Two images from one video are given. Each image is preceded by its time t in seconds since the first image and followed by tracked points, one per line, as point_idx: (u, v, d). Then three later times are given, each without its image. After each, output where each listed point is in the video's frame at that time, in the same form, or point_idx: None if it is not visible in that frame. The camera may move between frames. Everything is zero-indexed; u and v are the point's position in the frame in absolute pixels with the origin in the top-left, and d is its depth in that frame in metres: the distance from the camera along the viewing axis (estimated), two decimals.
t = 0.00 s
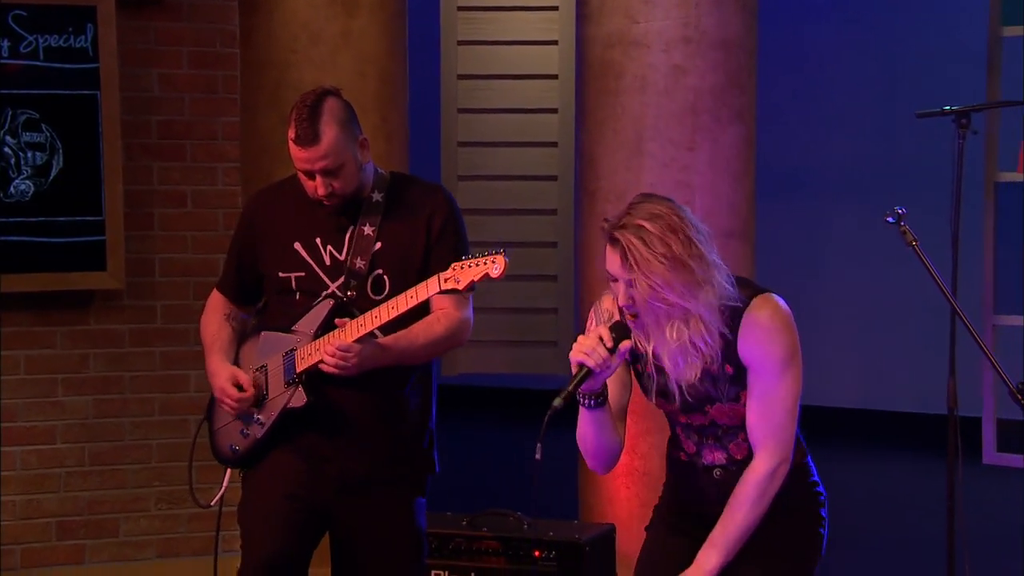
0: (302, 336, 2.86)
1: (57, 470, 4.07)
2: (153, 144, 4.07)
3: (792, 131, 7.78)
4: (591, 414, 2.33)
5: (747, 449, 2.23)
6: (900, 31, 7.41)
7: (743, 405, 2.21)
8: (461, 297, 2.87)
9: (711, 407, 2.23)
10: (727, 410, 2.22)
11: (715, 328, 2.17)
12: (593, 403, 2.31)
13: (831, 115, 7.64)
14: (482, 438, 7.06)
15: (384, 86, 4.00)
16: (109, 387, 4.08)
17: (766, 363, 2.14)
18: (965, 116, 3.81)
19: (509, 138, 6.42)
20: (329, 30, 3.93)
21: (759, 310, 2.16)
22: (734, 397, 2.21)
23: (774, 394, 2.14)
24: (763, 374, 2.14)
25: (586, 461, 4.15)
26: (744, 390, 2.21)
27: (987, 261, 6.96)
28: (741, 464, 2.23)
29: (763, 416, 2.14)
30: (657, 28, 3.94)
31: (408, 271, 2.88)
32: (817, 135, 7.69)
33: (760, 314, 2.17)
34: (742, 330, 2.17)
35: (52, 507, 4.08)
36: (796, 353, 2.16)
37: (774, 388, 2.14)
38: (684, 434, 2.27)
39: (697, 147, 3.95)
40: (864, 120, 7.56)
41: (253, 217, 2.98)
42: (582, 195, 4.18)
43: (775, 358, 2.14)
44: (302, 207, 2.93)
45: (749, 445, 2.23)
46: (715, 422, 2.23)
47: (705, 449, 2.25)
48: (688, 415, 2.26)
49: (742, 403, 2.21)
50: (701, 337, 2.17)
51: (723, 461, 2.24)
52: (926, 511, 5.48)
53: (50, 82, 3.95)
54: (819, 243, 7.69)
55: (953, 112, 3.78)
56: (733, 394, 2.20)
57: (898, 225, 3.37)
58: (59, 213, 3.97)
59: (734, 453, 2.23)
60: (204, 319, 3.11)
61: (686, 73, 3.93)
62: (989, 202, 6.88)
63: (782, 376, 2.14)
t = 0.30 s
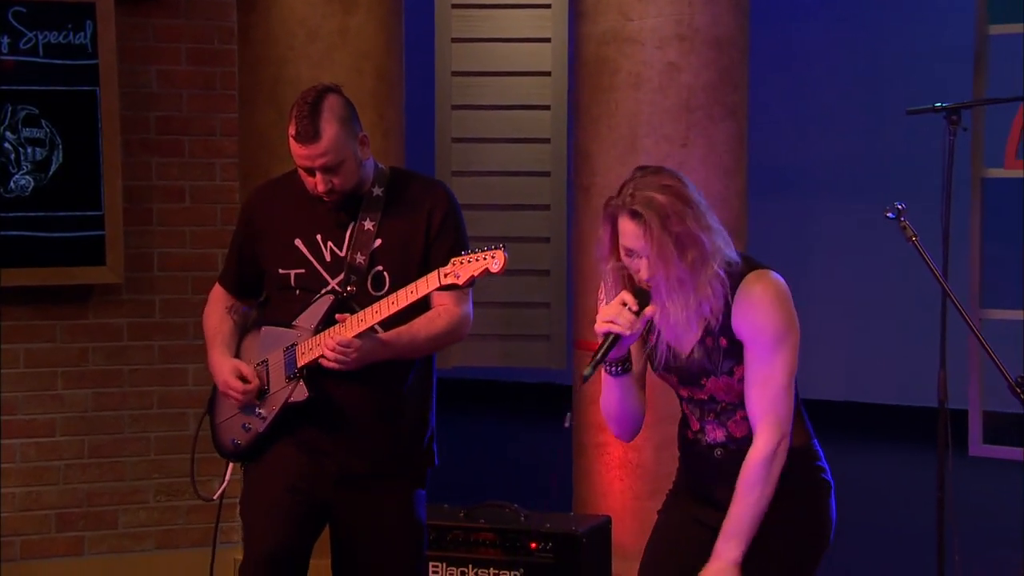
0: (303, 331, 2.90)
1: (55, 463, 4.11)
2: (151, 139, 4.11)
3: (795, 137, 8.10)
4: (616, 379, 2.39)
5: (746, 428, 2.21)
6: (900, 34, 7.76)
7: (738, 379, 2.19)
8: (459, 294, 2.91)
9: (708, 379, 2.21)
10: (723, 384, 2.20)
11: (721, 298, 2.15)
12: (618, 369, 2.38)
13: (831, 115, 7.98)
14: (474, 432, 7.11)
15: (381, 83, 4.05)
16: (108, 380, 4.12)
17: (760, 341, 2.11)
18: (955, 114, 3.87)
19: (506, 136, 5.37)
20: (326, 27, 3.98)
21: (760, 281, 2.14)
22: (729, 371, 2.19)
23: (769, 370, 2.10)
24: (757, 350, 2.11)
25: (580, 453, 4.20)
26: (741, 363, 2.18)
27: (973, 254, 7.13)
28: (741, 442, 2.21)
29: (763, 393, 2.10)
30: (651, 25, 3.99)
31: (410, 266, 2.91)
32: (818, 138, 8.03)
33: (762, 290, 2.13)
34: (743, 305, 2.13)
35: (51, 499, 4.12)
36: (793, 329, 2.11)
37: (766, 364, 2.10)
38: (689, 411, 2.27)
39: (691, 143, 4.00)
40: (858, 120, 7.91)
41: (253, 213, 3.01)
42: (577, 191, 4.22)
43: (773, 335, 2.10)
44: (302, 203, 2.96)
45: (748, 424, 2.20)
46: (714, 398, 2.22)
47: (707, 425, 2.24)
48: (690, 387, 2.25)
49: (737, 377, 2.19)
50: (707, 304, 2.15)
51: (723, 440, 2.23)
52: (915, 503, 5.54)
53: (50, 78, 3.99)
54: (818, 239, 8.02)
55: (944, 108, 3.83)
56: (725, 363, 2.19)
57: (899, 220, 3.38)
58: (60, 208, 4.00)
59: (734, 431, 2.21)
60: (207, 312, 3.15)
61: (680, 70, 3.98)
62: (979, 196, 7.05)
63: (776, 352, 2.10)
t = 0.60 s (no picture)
0: (304, 325, 2.95)
1: (54, 456, 4.15)
2: (150, 135, 4.15)
3: (783, 132, 8.19)
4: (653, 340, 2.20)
5: (747, 400, 2.18)
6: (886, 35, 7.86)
7: (753, 341, 2.18)
8: (459, 286, 2.91)
9: (720, 346, 2.18)
10: (736, 349, 2.18)
11: (756, 258, 2.17)
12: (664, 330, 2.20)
13: (817, 113, 8.07)
14: (467, 425, 7.15)
15: (376, 79, 4.09)
16: (107, 374, 4.16)
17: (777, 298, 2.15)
18: (945, 110, 3.92)
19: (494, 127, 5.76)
20: (322, 24, 4.02)
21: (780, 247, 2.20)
22: (746, 334, 2.18)
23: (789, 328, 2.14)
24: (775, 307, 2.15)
25: (573, 446, 4.25)
26: (756, 326, 2.18)
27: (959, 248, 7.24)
28: (739, 415, 2.17)
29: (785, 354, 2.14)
30: (644, 23, 4.03)
31: (409, 260, 2.95)
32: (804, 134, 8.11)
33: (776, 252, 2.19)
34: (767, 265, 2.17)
35: (50, 491, 4.16)
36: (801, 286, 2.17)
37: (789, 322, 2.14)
38: (681, 391, 2.20)
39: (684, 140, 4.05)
40: (851, 118, 7.97)
41: (252, 209, 3.03)
42: (570, 185, 4.26)
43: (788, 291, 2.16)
44: (302, 200, 2.98)
45: (749, 398, 2.18)
46: (718, 370, 2.18)
47: (703, 403, 2.19)
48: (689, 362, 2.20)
49: (753, 342, 2.18)
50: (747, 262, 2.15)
51: (720, 416, 2.17)
52: (903, 495, 5.61)
53: (49, 74, 4.03)
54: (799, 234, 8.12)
55: (933, 106, 3.88)
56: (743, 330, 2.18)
57: (898, 216, 3.42)
58: (58, 203, 4.04)
59: (733, 403, 2.18)
60: (208, 305, 3.18)
61: (672, 67, 4.03)
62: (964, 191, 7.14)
63: (795, 306, 2.15)
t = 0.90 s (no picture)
0: (296, 319, 2.98)
1: (46, 449, 4.19)
2: (141, 131, 4.19)
3: (769, 131, 8.32)
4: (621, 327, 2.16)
5: (736, 385, 2.18)
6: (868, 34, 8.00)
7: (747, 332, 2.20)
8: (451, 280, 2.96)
9: (714, 336, 2.19)
10: (730, 338, 2.19)
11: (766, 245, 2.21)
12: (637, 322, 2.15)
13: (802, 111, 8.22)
14: (452, 418, 7.21)
15: (365, 76, 4.14)
16: (98, 368, 4.20)
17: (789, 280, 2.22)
18: (927, 107, 3.98)
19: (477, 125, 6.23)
20: (313, 22, 4.06)
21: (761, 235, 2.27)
22: (741, 324, 2.19)
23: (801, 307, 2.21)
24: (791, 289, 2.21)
25: (560, 439, 4.30)
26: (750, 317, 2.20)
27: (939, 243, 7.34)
28: (729, 400, 2.18)
29: (798, 338, 2.20)
30: (630, 21, 4.08)
31: (401, 254, 2.98)
32: (790, 132, 8.26)
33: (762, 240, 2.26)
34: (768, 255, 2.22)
35: (42, 484, 4.20)
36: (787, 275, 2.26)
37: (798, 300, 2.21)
38: (671, 375, 2.19)
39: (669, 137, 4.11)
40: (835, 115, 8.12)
41: (244, 205, 3.06)
42: (557, 182, 4.31)
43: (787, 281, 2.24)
44: (295, 195, 3.02)
45: (739, 381, 2.19)
46: (710, 355, 2.18)
47: (693, 388, 2.18)
48: (681, 347, 2.19)
49: (746, 332, 2.20)
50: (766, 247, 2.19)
51: (711, 400, 2.17)
52: (886, 485, 5.69)
53: (40, 71, 4.06)
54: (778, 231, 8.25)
55: (916, 104, 3.94)
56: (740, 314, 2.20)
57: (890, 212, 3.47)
58: (49, 198, 4.08)
59: (723, 388, 2.18)
60: (200, 301, 3.21)
61: (658, 64, 4.09)
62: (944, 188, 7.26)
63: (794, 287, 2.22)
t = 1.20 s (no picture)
0: (292, 317, 3.01)
1: (43, 445, 4.23)
2: (137, 130, 4.23)
3: (756, 128, 8.40)
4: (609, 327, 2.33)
5: (747, 367, 2.17)
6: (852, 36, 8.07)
7: (745, 309, 2.18)
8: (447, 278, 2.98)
9: (713, 310, 2.20)
10: (728, 314, 2.19)
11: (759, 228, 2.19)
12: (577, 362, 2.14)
13: (787, 110, 8.29)
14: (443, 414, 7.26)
15: (358, 76, 4.19)
16: (94, 365, 4.24)
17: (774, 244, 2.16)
18: (915, 107, 4.04)
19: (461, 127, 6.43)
20: (307, 22, 4.11)
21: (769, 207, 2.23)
22: (737, 300, 2.18)
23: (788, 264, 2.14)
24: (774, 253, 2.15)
25: (552, 434, 4.36)
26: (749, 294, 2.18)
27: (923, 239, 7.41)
28: (738, 380, 2.18)
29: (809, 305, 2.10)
30: (621, 21, 4.13)
31: (397, 251, 3.01)
32: (775, 129, 8.35)
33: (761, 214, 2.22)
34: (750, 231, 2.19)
35: (39, 480, 4.24)
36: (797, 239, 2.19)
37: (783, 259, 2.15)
38: (687, 353, 2.24)
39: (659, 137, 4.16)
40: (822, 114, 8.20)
41: (243, 204, 3.09)
42: (550, 181, 4.36)
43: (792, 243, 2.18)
44: (292, 194, 3.05)
45: (748, 364, 2.17)
46: (715, 333, 2.20)
47: (706, 365, 2.21)
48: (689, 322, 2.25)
49: (746, 310, 2.18)
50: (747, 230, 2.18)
51: (722, 380, 2.20)
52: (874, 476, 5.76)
53: (37, 71, 4.10)
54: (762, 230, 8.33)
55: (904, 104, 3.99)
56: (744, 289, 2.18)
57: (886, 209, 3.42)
58: (45, 197, 4.12)
59: (732, 367, 2.18)
60: (199, 297, 3.24)
61: (649, 64, 4.14)
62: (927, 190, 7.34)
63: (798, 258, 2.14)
